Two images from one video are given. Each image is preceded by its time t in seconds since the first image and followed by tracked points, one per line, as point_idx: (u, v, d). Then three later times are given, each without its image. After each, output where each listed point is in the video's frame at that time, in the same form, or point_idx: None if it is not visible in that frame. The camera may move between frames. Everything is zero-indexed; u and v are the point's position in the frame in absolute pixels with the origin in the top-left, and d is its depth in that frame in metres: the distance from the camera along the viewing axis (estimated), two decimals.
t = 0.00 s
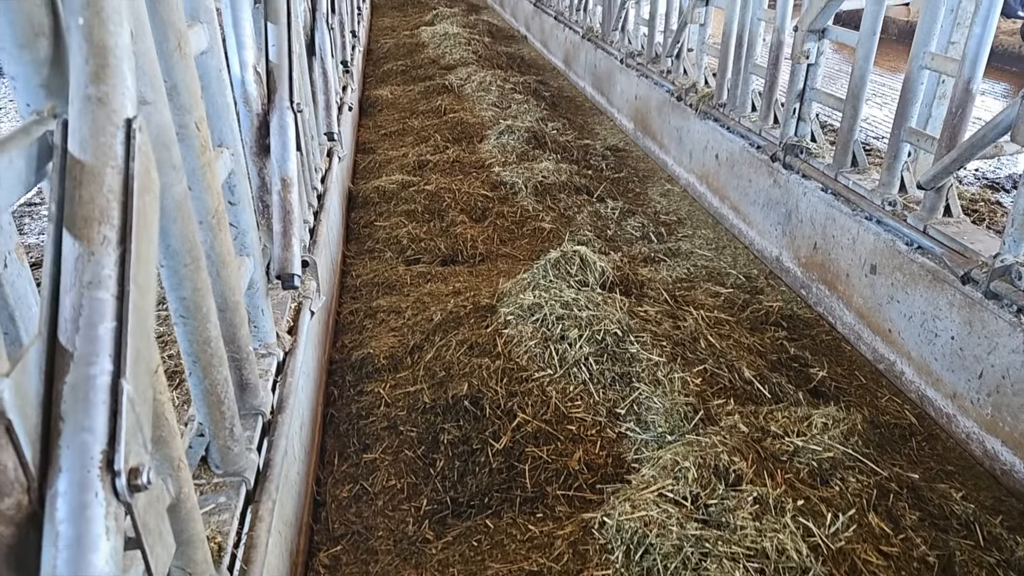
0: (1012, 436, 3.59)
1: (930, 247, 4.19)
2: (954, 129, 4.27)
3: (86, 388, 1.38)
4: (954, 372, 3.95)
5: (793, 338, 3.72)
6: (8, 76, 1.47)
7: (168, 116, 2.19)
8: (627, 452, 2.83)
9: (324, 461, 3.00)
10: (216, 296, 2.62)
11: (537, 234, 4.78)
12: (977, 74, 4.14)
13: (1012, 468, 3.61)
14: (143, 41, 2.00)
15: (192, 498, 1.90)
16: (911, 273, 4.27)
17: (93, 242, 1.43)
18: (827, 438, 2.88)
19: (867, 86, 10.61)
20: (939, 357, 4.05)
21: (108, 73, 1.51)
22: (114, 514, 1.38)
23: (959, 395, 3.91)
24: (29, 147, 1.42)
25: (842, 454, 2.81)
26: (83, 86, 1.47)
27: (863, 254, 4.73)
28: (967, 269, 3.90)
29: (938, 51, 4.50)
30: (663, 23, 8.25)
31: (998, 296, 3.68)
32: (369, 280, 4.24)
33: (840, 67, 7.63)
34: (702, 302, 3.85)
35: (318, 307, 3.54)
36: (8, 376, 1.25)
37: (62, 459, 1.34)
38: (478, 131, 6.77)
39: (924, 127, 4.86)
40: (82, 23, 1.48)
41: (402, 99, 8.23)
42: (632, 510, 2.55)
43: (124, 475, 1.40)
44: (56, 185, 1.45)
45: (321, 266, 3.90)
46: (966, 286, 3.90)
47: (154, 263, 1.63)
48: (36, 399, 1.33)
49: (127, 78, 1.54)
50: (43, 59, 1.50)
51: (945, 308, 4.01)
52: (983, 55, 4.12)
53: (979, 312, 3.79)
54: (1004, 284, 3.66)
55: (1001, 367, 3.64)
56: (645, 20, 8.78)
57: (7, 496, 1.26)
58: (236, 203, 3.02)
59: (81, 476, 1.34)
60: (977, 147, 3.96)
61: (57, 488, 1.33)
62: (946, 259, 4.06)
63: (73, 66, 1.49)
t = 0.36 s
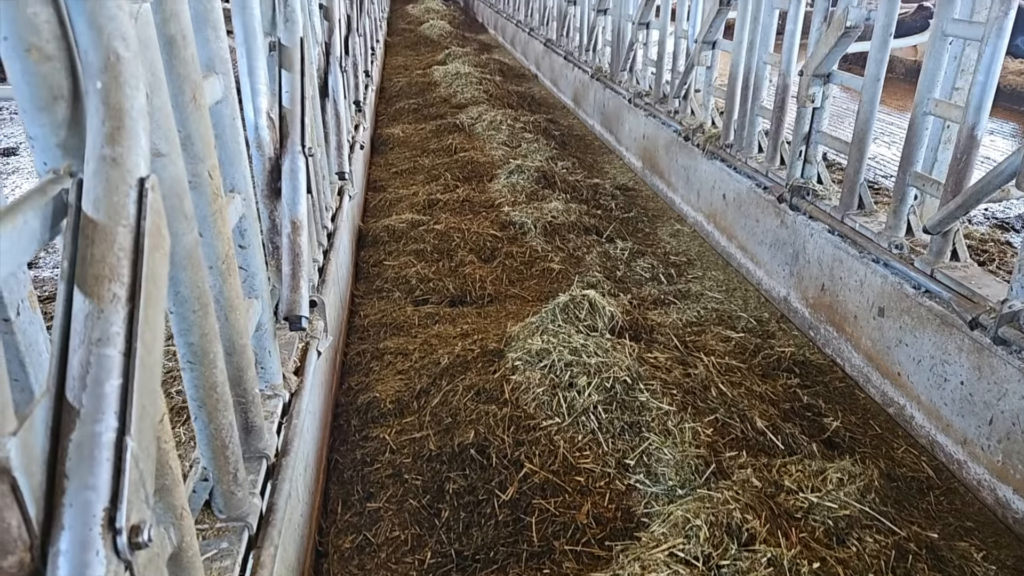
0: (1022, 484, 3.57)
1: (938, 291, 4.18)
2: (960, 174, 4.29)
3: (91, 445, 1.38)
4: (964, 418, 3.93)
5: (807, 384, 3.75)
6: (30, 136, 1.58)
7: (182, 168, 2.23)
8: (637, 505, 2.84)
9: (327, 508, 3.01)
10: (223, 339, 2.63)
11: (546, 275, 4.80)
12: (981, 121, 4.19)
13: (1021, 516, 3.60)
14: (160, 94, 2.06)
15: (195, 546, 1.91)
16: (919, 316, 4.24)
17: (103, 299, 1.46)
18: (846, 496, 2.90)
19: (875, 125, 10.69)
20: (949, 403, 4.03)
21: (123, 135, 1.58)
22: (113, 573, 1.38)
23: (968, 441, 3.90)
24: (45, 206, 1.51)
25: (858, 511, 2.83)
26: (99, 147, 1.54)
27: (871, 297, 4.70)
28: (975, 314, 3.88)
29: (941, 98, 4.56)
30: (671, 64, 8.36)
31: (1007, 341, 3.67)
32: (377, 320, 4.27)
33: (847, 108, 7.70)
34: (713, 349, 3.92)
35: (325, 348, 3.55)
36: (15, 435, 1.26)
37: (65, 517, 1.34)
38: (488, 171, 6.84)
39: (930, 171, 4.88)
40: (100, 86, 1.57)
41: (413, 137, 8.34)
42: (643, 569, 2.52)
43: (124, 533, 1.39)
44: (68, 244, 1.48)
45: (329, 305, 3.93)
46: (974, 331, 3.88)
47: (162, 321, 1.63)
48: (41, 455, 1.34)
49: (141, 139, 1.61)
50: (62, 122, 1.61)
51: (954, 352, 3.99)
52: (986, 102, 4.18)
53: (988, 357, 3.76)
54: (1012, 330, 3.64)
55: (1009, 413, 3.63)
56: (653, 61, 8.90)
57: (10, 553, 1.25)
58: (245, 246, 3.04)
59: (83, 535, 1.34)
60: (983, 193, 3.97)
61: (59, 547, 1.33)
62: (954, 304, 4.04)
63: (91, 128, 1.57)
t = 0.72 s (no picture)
0: None
1: (946, 334, 4.17)
2: (964, 219, 4.31)
3: (96, 508, 1.41)
4: (974, 463, 3.90)
5: (818, 430, 3.91)
6: (47, 199, 1.66)
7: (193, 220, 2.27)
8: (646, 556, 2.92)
9: (329, 555, 3.04)
10: (230, 385, 2.66)
11: (555, 314, 4.84)
12: (985, 166, 4.21)
13: None
14: (173, 150, 2.12)
15: None
16: (927, 359, 4.23)
17: (112, 361, 1.50)
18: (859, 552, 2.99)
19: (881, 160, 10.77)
20: (958, 447, 4.00)
21: (136, 200, 1.62)
22: None
23: (978, 487, 3.87)
24: (59, 268, 1.57)
25: (875, 570, 2.91)
26: (112, 212, 1.59)
27: (878, 338, 4.68)
28: (982, 358, 3.88)
29: (945, 142, 4.59)
30: (677, 103, 8.47)
31: (1015, 386, 3.65)
32: (384, 360, 4.32)
33: (851, 147, 7.82)
34: (724, 395, 4.04)
35: (331, 389, 3.57)
36: (22, 499, 1.28)
37: None
38: (496, 208, 6.90)
39: (935, 214, 4.89)
40: (115, 152, 1.63)
41: (423, 173, 8.45)
42: None
43: None
44: (80, 305, 1.53)
45: (336, 345, 3.96)
46: (982, 376, 3.86)
47: (171, 380, 1.68)
48: (46, 518, 1.36)
49: (154, 203, 1.66)
50: (78, 184, 1.67)
51: (962, 397, 3.97)
52: (990, 147, 4.20)
53: (997, 402, 3.74)
54: (1020, 376, 3.63)
55: (1018, 459, 3.61)
56: (659, 99, 9.01)
57: None
58: (254, 291, 3.07)
59: None
60: (988, 237, 3.98)
61: None
62: (961, 348, 4.03)
63: (106, 193, 1.62)
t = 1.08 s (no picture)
0: None
1: (955, 373, 4.14)
2: (971, 257, 4.30)
3: (99, 563, 1.44)
4: (985, 505, 3.84)
5: (832, 474, 3.91)
6: (61, 251, 1.70)
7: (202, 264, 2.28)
8: None
9: None
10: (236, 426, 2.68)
11: (562, 352, 4.87)
12: (990, 206, 4.22)
13: None
14: (184, 198, 2.14)
15: None
16: (936, 399, 4.20)
17: (119, 415, 1.52)
18: None
19: (888, 193, 10.79)
20: (968, 488, 3.96)
21: (145, 253, 1.64)
22: None
23: (989, 529, 3.82)
24: (70, 319, 1.60)
25: None
26: (123, 265, 1.61)
27: (886, 376, 4.66)
28: (991, 399, 3.82)
29: (950, 181, 4.61)
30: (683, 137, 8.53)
31: None
32: (389, 398, 4.34)
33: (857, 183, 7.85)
34: (735, 438, 4.05)
35: (336, 428, 3.58)
36: (26, 556, 1.30)
37: None
38: (504, 242, 6.93)
39: (942, 252, 4.88)
40: (127, 207, 1.64)
41: (431, 206, 8.53)
42: None
43: None
44: (89, 357, 1.57)
45: (342, 382, 3.98)
46: (992, 416, 3.82)
47: (177, 430, 1.69)
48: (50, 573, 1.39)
49: (163, 256, 1.67)
50: (91, 238, 1.70)
51: (971, 437, 3.93)
52: (995, 186, 4.22)
53: (1007, 443, 3.70)
54: None
55: None
56: (666, 134, 9.09)
57: None
58: (261, 330, 3.10)
59: None
60: (995, 277, 3.96)
61: None
62: (970, 388, 4.00)
63: (117, 247, 1.64)
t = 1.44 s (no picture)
0: None
1: (959, 410, 4.12)
2: (974, 293, 4.30)
3: None
4: (992, 543, 3.80)
5: (841, 513, 3.90)
6: (66, 300, 1.73)
7: (206, 305, 2.31)
8: None
9: None
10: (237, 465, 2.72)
11: (566, 385, 4.88)
12: (992, 242, 4.22)
13: None
14: (189, 244, 2.17)
15: None
16: (941, 435, 4.17)
17: (120, 466, 1.56)
18: None
19: (893, 222, 10.79)
20: (974, 526, 3.92)
21: (149, 304, 1.66)
22: None
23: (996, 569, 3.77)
24: (73, 371, 1.63)
25: None
26: (127, 316, 1.64)
27: (891, 411, 4.63)
28: (997, 437, 3.80)
29: (951, 217, 4.62)
30: (687, 168, 8.59)
31: None
32: (392, 432, 4.36)
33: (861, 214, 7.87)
34: (742, 477, 4.03)
35: (337, 463, 3.60)
36: None
37: None
38: (510, 273, 6.97)
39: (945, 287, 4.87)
40: (131, 259, 1.66)
41: (436, 236, 8.59)
42: None
43: None
44: (92, 407, 1.61)
45: (344, 416, 4.00)
46: (997, 454, 3.79)
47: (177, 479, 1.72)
48: None
49: (166, 307, 1.69)
50: (95, 287, 1.73)
51: (977, 475, 3.90)
52: (996, 222, 4.23)
53: (1012, 481, 3.67)
54: None
55: None
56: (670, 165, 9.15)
57: None
58: (264, 367, 3.13)
59: None
60: (998, 313, 3.94)
61: None
62: (975, 425, 3.97)
63: (122, 298, 1.66)
